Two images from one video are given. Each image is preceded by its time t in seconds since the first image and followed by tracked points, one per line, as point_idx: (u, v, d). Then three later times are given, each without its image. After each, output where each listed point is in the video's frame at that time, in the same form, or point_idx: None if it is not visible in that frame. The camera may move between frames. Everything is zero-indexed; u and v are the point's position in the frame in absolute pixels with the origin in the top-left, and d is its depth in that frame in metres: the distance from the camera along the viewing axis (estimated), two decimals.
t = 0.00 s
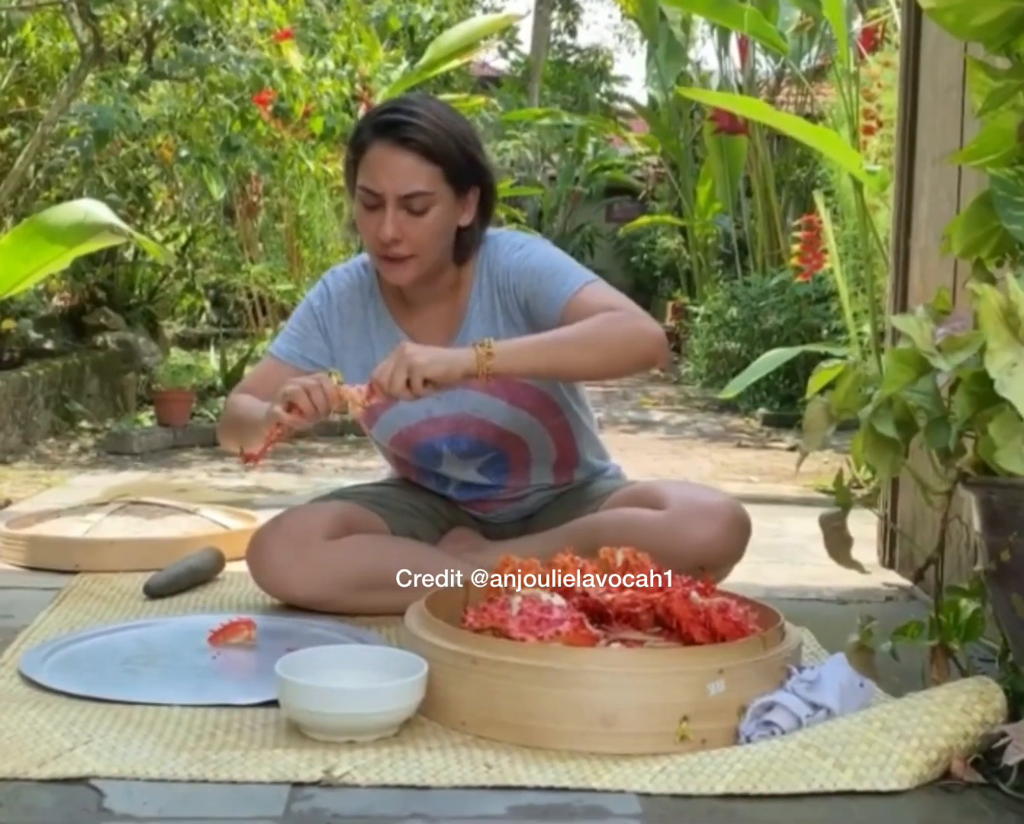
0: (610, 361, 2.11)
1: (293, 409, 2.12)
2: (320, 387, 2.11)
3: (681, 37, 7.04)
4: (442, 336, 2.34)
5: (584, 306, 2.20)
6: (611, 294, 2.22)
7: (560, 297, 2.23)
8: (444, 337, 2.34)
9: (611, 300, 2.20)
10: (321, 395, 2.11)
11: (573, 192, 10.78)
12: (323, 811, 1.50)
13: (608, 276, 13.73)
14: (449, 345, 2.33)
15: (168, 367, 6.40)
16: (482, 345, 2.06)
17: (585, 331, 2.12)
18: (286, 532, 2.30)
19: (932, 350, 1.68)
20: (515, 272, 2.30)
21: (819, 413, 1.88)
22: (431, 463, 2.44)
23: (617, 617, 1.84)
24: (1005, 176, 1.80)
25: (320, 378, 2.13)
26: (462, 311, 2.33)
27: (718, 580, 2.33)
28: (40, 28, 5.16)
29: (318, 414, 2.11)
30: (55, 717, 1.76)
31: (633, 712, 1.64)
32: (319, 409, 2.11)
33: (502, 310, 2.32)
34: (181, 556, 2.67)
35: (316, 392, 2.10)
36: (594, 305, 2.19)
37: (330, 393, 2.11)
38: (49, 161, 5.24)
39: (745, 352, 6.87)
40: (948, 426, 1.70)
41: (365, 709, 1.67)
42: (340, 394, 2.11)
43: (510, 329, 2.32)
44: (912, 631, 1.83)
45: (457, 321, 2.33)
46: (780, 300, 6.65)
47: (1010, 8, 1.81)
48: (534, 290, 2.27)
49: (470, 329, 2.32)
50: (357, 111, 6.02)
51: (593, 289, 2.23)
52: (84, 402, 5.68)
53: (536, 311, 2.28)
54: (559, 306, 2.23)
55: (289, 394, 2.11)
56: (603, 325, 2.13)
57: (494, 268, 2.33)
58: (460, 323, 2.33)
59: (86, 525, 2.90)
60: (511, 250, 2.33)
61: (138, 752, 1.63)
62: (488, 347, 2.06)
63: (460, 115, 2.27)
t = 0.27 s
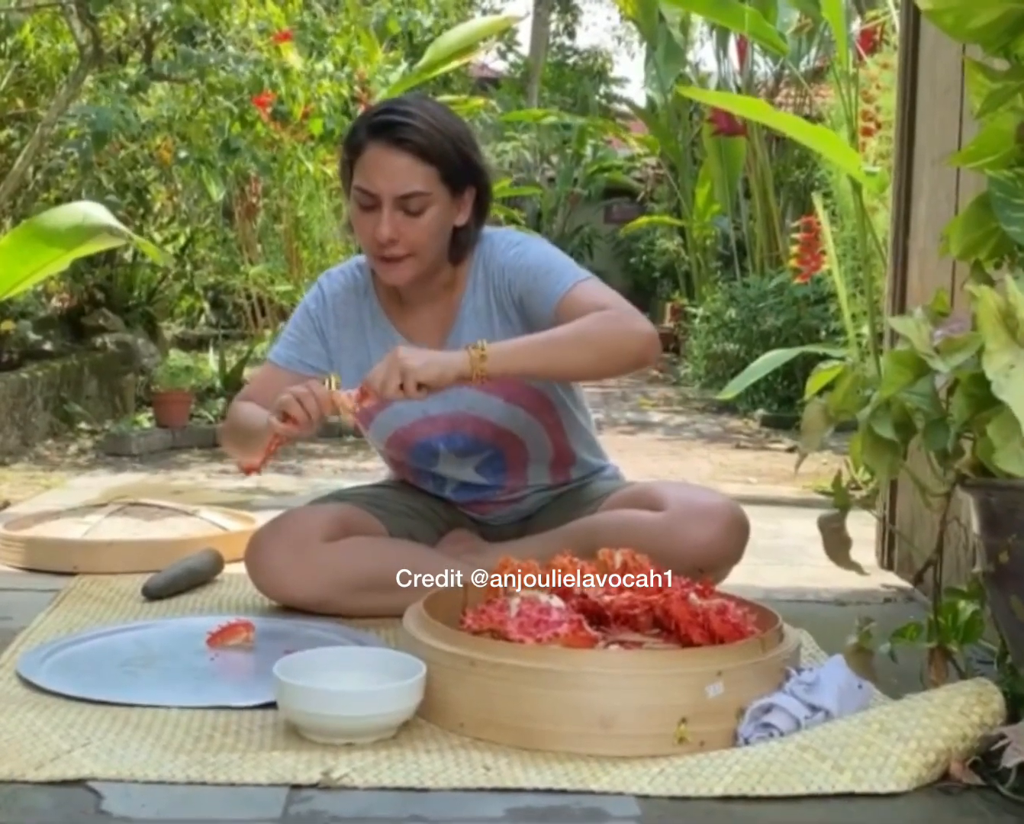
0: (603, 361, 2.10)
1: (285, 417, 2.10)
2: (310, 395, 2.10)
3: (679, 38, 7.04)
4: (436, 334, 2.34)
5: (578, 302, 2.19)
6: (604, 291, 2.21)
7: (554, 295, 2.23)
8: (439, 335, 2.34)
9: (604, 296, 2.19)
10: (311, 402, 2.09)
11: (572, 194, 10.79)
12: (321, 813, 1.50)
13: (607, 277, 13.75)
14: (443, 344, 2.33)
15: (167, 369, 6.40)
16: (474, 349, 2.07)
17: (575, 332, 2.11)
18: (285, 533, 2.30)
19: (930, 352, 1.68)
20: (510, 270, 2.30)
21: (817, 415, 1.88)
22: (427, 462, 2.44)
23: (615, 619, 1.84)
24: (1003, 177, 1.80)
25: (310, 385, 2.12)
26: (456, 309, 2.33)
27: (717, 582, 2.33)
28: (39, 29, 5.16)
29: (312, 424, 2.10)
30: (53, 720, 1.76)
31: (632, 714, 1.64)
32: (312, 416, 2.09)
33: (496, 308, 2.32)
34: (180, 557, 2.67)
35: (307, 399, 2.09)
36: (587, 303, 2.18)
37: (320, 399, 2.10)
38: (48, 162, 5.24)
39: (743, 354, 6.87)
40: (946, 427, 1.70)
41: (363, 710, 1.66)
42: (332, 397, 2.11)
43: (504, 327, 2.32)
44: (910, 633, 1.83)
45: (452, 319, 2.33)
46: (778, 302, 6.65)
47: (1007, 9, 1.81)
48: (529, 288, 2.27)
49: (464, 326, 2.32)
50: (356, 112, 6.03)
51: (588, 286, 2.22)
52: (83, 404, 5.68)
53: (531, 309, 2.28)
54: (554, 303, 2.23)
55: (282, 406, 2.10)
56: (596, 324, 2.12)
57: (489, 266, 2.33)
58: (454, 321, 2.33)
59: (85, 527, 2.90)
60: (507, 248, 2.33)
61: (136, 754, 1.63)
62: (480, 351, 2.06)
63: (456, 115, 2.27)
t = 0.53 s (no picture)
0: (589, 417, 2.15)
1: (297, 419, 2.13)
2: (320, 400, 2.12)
3: (677, 40, 7.04)
4: (437, 331, 2.34)
5: (574, 341, 2.21)
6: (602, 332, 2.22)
7: (553, 315, 2.23)
8: (439, 332, 2.34)
9: (601, 340, 2.20)
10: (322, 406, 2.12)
11: (570, 196, 10.79)
12: (317, 816, 1.49)
13: (605, 280, 13.76)
14: (443, 342, 2.33)
15: (165, 371, 6.39)
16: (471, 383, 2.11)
17: (567, 380, 2.13)
18: (283, 535, 2.30)
19: (927, 354, 1.68)
20: (510, 277, 2.30)
21: (814, 418, 1.88)
22: (426, 460, 2.44)
23: (612, 622, 1.83)
24: (1000, 180, 1.80)
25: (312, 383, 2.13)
26: (456, 307, 2.33)
27: (714, 584, 2.33)
28: (36, 31, 5.16)
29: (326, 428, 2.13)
30: (48, 723, 1.75)
31: (629, 717, 1.64)
32: (326, 419, 2.12)
33: (494, 312, 2.32)
34: (176, 560, 2.67)
35: (317, 407, 2.11)
36: (582, 345, 2.20)
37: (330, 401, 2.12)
38: (45, 164, 5.24)
39: (741, 356, 6.88)
40: (943, 430, 1.69)
41: (360, 713, 1.66)
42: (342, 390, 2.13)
43: (501, 331, 2.32)
44: (908, 635, 1.83)
45: (453, 316, 2.33)
46: (776, 304, 6.65)
47: (1004, 12, 1.81)
48: (526, 302, 2.26)
49: (465, 325, 2.32)
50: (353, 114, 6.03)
51: (586, 320, 2.23)
52: (80, 406, 5.68)
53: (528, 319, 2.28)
54: (551, 324, 2.23)
55: (297, 414, 2.13)
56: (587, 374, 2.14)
57: (488, 268, 2.32)
58: (454, 319, 2.33)
59: (81, 530, 2.89)
60: (507, 250, 2.32)
61: (133, 757, 1.63)
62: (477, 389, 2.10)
63: (452, 113, 2.27)
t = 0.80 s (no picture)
0: (588, 412, 2.15)
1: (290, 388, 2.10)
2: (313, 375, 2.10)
3: (675, 43, 7.04)
4: (439, 332, 2.34)
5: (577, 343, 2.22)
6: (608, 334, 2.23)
7: (556, 317, 2.24)
8: (442, 333, 2.34)
9: (607, 342, 2.21)
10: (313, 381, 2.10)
11: (568, 199, 10.79)
12: (314, 819, 1.49)
13: (603, 282, 13.77)
14: (446, 343, 2.33)
15: (162, 373, 6.39)
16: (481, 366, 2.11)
17: (571, 372, 2.14)
18: (281, 537, 2.30)
19: (924, 357, 1.68)
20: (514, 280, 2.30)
21: (811, 421, 1.88)
22: (425, 460, 2.44)
23: (610, 624, 1.83)
24: (997, 183, 1.80)
25: (304, 358, 2.11)
26: (460, 309, 2.33)
27: (712, 587, 2.32)
28: (34, 34, 5.17)
29: (305, 406, 2.11)
30: (46, 725, 1.75)
31: (627, 719, 1.64)
32: (309, 397, 2.10)
33: (496, 314, 2.32)
34: (175, 563, 2.67)
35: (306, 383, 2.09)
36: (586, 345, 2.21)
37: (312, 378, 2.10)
38: (43, 167, 5.24)
39: (739, 358, 6.89)
40: (941, 432, 1.70)
41: (359, 715, 1.66)
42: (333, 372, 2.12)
43: (505, 332, 2.33)
44: (906, 638, 1.83)
45: (456, 318, 2.33)
46: (774, 307, 6.66)
47: (1001, 15, 1.81)
48: (528, 304, 2.27)
49: (468, 328, 2.32)
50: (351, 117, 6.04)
51: (591, 322, 2.24)
52: (78, 408, 5.68)
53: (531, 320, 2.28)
54: (553, 327, 2.24)
55: (280, 387, 2.10)
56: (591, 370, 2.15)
57: (491, 270, 2.33)
58: (458, 320, 2.33)
59: (79, 532, 2.89)
60: (511, 253, 2.33)
61: (130, 760, 1.63)
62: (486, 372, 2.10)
63: (456, 113, 2.27)
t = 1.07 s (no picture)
0: (603, 379, 2.13)
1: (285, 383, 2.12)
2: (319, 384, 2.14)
3: (672, 46, 7.05)
4: (437, 339, 2.33)
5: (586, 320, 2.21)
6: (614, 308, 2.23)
7: (557, 304, 2.24)
8: (441, 341, 2.33)
9: (613, 313, 2.21)
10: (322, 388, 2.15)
11: (566, 202, 10.80)
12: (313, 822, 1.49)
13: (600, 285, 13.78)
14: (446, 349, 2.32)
15: (160, 376, 6.39)
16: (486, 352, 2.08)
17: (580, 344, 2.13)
18: (279, 540, 2.30)
19: (923, 359, 1.68)
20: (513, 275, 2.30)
21: (809, 423, 1.87)
22: (424, 467, 2.44)
23: (608, 626, 1.83)
24: (995, 185, 1.80)
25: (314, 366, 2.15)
26: (459, 313, 2.33)
27: (711, 589, 2.32)
28: (32, 36, 5.17)
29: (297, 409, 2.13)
30: (43, 728, 1.75)
31: (626, 721, 1.64)
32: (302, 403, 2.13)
33: (496, 310, 2.32)
34: (172, 565, 2.67)
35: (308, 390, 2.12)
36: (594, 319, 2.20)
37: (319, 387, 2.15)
38: (41, 169, 5.23)
39: (737, 361, 6.91)
40: (939, 435, 1.70)
41: (358, 718, 1.66)
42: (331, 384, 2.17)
43: (508, 329, 2.32)
44: (904, 640, 1.83)
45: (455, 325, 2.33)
46: (771, 309, 6.66)
47: (999, 17, 1.82)
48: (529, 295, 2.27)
49: (468, 332, 2.32)
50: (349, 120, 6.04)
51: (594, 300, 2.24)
52: (76, 411, 5.67)
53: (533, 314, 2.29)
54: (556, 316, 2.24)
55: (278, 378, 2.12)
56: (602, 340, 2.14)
57: (489, 271, 2.33)
58: (456, 326, 2.32)
59: (77, 535, 2.89)
60: (507, 252, 2.33)
61: (128, 763, 1.63)
62: (492, 357, 2.08)
63: (456, 120, 2.27)
